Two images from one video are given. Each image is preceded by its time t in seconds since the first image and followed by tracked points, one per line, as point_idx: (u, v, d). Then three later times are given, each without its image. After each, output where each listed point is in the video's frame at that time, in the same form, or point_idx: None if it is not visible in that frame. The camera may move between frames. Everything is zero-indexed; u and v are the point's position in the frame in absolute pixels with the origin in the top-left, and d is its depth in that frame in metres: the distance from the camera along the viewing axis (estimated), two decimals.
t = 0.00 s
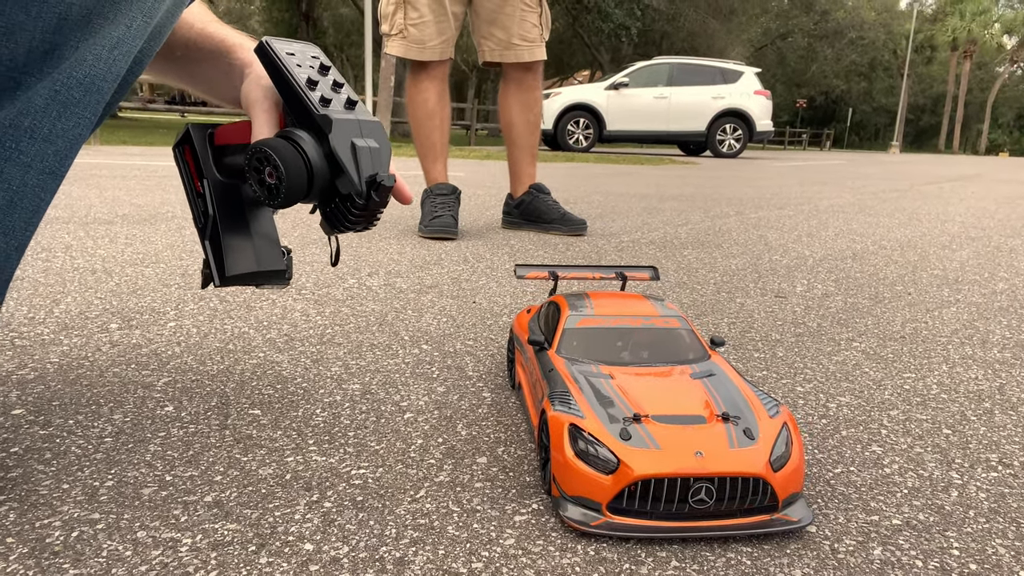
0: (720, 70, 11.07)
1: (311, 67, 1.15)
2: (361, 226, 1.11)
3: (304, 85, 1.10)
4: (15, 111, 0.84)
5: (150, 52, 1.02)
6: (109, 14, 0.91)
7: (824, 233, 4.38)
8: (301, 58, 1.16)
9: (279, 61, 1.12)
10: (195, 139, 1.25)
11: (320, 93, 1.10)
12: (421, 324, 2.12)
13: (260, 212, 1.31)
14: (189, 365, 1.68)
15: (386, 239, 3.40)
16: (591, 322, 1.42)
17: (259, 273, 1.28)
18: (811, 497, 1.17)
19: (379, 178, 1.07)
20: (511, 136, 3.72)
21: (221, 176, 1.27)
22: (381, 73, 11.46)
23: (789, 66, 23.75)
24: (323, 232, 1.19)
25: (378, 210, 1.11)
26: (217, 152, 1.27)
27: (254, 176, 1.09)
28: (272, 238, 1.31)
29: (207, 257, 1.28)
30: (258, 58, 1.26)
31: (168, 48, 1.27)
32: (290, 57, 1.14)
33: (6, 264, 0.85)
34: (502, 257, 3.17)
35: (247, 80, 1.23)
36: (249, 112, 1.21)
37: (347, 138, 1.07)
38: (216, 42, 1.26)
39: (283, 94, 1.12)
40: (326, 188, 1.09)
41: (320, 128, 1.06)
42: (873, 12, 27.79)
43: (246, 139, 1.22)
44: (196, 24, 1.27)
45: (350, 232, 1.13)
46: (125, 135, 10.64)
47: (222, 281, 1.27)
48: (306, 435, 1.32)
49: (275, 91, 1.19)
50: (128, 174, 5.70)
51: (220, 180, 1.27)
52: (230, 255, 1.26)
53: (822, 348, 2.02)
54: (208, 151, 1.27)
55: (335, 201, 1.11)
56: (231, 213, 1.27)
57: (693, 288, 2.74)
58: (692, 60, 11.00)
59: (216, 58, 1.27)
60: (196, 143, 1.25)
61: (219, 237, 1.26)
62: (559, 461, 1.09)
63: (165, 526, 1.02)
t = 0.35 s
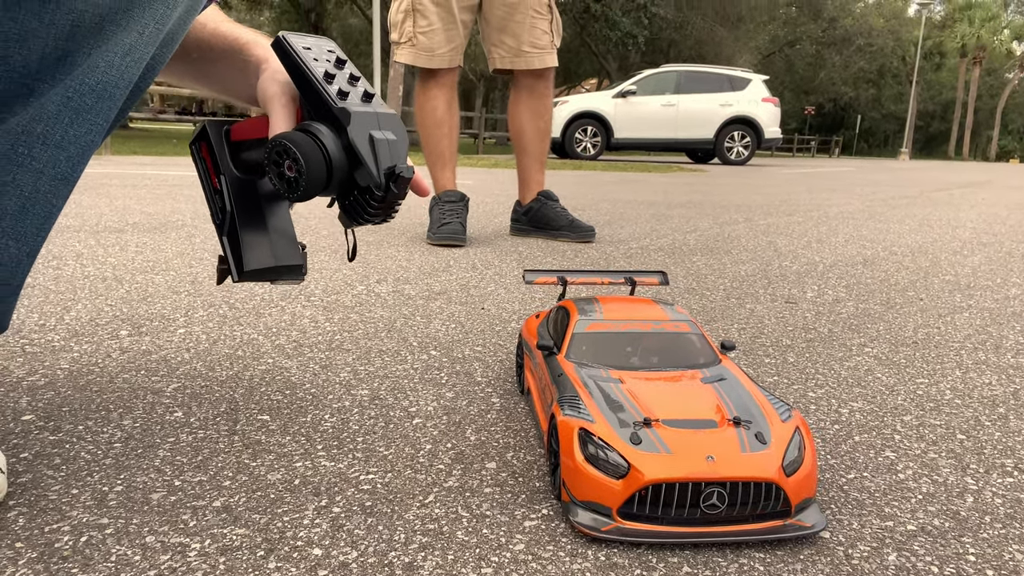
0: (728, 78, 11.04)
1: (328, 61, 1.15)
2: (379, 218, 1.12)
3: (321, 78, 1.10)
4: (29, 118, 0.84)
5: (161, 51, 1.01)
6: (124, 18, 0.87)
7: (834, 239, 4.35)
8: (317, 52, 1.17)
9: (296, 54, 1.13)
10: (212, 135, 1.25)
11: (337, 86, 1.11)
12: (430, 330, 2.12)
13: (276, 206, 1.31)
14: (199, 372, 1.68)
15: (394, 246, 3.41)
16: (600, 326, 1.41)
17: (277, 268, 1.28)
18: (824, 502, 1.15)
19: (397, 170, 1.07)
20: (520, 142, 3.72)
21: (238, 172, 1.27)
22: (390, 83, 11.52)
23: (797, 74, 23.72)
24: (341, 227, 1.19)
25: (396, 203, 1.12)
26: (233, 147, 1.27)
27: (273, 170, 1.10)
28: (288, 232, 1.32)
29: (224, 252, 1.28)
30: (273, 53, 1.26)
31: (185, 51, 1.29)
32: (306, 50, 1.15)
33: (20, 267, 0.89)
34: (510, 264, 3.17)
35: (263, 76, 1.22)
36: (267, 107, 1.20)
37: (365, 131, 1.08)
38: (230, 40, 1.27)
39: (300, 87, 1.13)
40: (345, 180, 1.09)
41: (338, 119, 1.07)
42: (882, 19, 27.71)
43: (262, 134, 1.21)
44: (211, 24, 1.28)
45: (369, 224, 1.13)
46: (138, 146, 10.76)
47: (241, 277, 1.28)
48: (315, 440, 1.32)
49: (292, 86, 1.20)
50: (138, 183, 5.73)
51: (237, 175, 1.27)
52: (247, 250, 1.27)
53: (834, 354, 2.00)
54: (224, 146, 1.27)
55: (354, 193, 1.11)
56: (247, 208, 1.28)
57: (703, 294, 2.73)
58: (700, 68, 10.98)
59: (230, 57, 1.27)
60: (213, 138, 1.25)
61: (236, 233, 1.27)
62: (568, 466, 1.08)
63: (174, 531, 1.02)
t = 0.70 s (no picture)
0: (738, 84, 11.01)
1: (347, 49, 1.17)
2: (405, 202, 1.11)
3: (342, 65, 1.11)
4: (46, 125, 0.86)
5: (179, 61, 1.02)
6: (137, 29, 0.92)
7: (846, 246, 4.33)
8: (335, 41, 1.18)
9: (317, 45, 1.14)
10: (233, 131, 1.27)
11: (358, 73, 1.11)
12: (442, 336, 2.12)
13: (298, 199, 1.32)
14: (212, 377, 1.68)
15: (406, 252, 3.42)
16: (613, 332, 1.41)
17: (301, 260, 1.29)
18: (840, 509, 1.14)
19: (423, 152, 1.07)
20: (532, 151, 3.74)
21: (260, 166, 1.28)
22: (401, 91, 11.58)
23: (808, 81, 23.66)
24: (366, 215, 1.18)
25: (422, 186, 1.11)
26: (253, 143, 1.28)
27: (298, 158, 1.09)
28: (312, 225, 1.33)
29: (250, 247, 1.29)
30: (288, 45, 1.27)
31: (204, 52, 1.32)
32: (325, 40, 1.16)
33: (37, 276, 0.89)
34: (522, 270, 3.17)
35: (281, 69, 1.24)
36: (287, 98, 1.20)
37: (389, 114, 1.07)
38: (246, 37, 1.29)
39: (322, 76, 1.13)
40: (370, 166, 1.09)
41: (362, 104, 1.07)
42: (893, 25, 27.59)
43: (282, 126, 1.22)
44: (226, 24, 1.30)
45: (394, 209, 1.12)
46: (150, 154, 10.84)
47: (266, 270, 1.29)
48: (328, 445, 1.32)
49: (313, 76, 1.19)
50: (152, 191, 5.78)
51: (259, 170, 1.28)
52: (272, 243, 1.28)
53: (848, 360, 1.98)
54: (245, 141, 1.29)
55: (379, 178, 1.10)
56: (271, 201, 1.28)
57: (714, 300, 2.72)
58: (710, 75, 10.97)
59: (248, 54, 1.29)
60: (234, 134, 1.27)
61: (260, 227, 1.28)
62: (583, 473, 1.07)
63: (188, 535, 1.02)
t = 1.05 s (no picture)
0: (748, 90, 10.97)
1: (371, 99, 1.17)
2: (416, 254, 1.13)
3: (366, 116, 1.11)
4: (57, 140, 0.87)
5: (190, 75, 1.03)
6: (147, 43, 0.94)
7: (858, 254, 4.30)
8: (360, 90, 1.18)
9: (342, 93, 1.13)
10: (246, 165, 1.28)
11: (381, 124, 1.12)
12: (452, 346, 2.12)
13: (304, 234, 1.33)
14: (224, 388, 1.69)
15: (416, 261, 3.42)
16: (624, 344, 1.40)
17: (304, 295, 1.30)
18: (854, 526, 1.13)
19: (439, 209, 1.10)
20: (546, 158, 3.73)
21: (270, 200, 1.29)
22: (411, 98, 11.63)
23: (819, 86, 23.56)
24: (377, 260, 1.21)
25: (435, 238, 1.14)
26: (266, 177, 1.30)
27: (316, 203, 1.10)
28: (315, 261, 1.33)
29: (255, 279, 1.30)
30: (312, 86, 1.29)
31: (220, 78, 1.30)
32: (350, 87, 1.15)
33: (49, 289, 0.89)
34: (532, 279, 3.17)
35: (303, 110, 1.25)
36: (308, 141, 1.22)
37: (408, 169, 1.09)
38: (269, 70, 1.29)
39: (344, 124, 1.14)
40: (385, 216, 1.10)
41: (383, 157, 1.08)
42: (905, 29, 27.48)
43: (300, 166, 1.23)
44: (247, 54, 1.30)
45: (406, 259, 1.15)
46: (163, 161, 10.92)
47: (268, 302, 1.29)
48: (339, 457, 1.32)
49: (336, 122, 1.21)
50: (165, 198, 5.82)
51: (269, 204, 1.29)
52: (277, 277, 1.28)
53: (861, 372, 1.97)
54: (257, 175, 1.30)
55: (394, 229, 1.12)
56: (278, 235, 1.29)
57: (726, 309, 2.71)
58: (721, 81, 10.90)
59: (266, 86, 1.29)
60: (247, 167, 1.28)
61: (266, 260, 1.28)
62: (594, 488, 1.07)
63: (200, 549, 1.02)
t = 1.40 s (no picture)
0: (757, 92, 10.91)
1: (378, 75, 1.16)
2: (424, 232, 1.11)
3: (374, 91, 1.10)
4: (54, 136, 0.86)
5: (190, 71, 1.01)
6: (145, 37, 0.92)
7: (868, 256, 4.26)
8: (367, 66, 1.18)
9: (345, 67, 1.13)
10: (253, 148, 1.27)
11: (388, 99, 1.11)
12: (457, 348, 2.10)
13: (314, 222, 1.31)
14: (226, 389, 1.67)
15: (422, 262, 3.41)
16: (631, 346, 1.38)
17: (313, 282, 1.27)
18: (867, 532, 1.10)
19: (448, 183, 1.07)
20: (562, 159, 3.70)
21: (278, 185, 1.28)
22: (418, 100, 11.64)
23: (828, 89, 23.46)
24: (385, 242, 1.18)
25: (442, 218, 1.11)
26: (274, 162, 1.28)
27: (321, 180, 1.08)
28: (326, 250, 1.30)
29: (262, 266, 1.27)
30: (319, 65, 1.27)
31: (226, 64, 1.29)
32: (357, 64, 1.15)
33: (45, 289, 0.87)
34: (538, 280, 3.14)
35: (309, 90, 1.23)
36: (314, 120, 1.20)
37: (416, 144, 1.07)
38: (275, 53, 1.28)
39: (350, 100, 1.13)
40: (392, 194, 1.08)
41: (390, 132, 1.06)
42: (914, 32, 27.34)
43: (306, 148, 1.22)
44: (251, 39, 1.29)
45: (414, 238, 1.12)
46: (171, 163, 10.97)
47: (276, 290, 1.27)
48: (341, 460, 1.30)
49: (343, 100, 1.19)
50: (172, 200, 5.83)
51: (277, 188, 1.28)
52: (284, 264, 1.26)
53: (873, 375, 1.94)
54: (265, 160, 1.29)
55: (401, 207, 1.10)
56: (286, 221, 1.27)
57: (734, 311, 2.68)
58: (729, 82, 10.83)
59: (272, 69, 1.28)
60: (252, 151, 1.27)
61: (273, 246, 1.26)
62: (599, 492, 1.05)
63: (198, 553, 1.00)
